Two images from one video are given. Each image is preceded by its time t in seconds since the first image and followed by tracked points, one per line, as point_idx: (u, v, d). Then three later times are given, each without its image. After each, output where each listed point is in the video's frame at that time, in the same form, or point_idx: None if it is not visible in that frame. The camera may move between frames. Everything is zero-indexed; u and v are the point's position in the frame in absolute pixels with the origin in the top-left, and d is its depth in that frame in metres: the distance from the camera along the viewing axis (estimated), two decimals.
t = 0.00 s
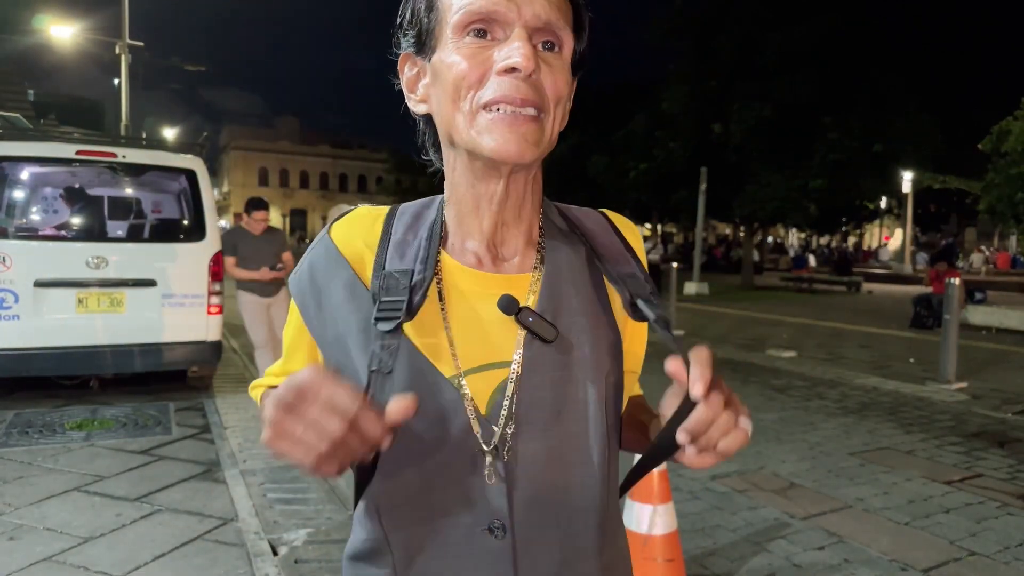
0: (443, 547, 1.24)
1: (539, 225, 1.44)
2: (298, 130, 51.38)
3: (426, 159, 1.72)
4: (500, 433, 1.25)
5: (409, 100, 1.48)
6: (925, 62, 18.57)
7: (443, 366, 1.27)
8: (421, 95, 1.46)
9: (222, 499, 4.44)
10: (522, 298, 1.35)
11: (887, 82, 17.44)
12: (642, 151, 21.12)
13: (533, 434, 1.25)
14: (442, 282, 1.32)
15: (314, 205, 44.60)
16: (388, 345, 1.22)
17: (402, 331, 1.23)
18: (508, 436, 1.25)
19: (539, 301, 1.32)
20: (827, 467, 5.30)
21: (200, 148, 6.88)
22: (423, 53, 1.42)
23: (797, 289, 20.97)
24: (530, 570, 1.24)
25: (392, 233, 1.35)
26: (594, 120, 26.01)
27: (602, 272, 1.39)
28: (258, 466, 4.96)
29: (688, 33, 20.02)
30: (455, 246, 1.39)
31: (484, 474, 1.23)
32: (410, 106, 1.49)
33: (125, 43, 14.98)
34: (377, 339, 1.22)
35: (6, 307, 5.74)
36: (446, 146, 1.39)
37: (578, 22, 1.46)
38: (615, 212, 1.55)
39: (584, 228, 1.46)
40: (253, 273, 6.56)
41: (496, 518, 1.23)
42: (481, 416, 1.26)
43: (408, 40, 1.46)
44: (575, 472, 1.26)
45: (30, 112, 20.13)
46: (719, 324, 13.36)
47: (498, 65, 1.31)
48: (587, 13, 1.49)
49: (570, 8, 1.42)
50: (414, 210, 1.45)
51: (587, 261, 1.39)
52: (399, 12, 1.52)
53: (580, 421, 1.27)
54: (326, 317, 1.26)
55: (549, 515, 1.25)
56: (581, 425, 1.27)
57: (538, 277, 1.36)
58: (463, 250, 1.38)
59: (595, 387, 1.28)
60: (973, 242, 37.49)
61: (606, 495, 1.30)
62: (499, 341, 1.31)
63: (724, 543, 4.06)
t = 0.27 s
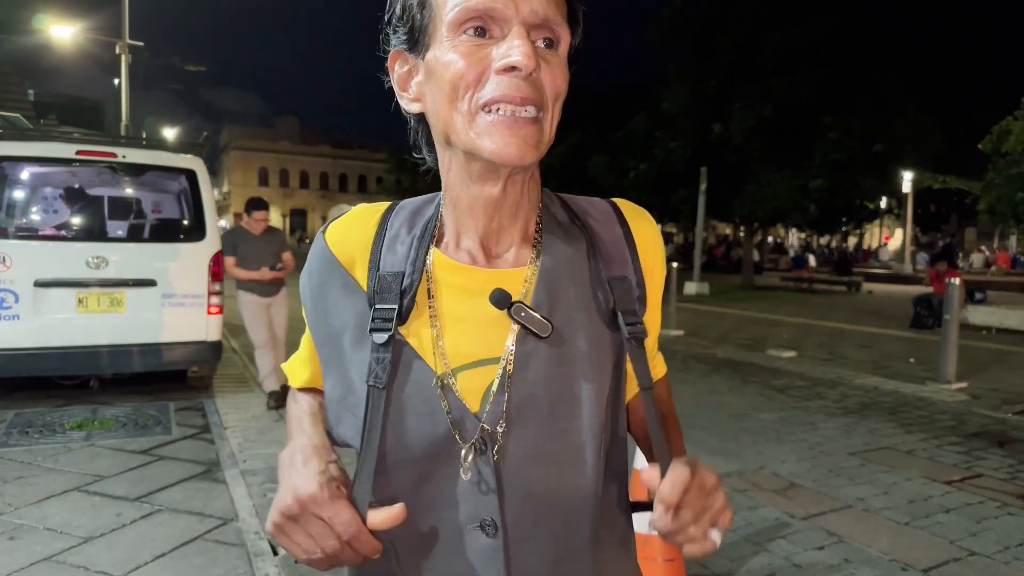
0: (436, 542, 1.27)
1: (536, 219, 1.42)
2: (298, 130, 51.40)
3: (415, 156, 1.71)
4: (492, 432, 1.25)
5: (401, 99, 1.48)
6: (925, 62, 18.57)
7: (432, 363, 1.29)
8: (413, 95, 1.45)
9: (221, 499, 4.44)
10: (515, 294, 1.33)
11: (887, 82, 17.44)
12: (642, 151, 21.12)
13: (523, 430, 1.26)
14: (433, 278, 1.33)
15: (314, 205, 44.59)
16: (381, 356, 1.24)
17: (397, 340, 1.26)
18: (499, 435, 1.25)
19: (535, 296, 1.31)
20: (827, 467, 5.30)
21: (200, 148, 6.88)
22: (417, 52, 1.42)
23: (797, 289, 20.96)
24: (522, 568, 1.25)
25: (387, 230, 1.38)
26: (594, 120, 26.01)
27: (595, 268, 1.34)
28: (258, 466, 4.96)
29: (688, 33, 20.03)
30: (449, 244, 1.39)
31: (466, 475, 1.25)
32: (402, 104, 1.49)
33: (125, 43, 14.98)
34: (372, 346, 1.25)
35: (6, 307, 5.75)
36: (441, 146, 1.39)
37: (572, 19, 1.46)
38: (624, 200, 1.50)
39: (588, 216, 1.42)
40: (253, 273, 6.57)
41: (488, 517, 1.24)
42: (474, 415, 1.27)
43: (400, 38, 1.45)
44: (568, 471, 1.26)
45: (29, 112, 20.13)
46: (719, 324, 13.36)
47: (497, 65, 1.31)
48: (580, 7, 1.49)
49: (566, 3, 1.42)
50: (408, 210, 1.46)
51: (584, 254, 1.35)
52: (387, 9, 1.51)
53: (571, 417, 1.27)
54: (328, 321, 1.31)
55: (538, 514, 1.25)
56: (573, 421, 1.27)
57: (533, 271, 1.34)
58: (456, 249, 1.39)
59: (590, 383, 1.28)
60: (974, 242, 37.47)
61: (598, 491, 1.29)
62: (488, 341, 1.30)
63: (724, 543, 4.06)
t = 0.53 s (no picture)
0: (441, 536, 1.30)
1: (543, 219, 1.41)
2: (298, 130, 51.38)
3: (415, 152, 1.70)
4: (499, 432, 1.25)
5: (407, 101, 1.47)
6: (925, 62, 18.55)
7: (434, 360, 1.29)
8: (419, 97, 1.45)
9: (222, 499, 4.44)
10: (523, 292, 1.33)
11: (887, 82, 17.43)
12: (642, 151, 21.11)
13: (529, 429, 1.25)
14: (440, 274, 1.34)
15: (314, 205, 44.58)
16: (386, 344, 1.24)
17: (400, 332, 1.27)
18: (506, 435, 1.25)
19: (542, 294, 1.30)
20: (827, 467, 5.30)
21: (200, 148, 6.88)
22: (426, 55, 1.41)
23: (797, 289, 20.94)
24: (526, 568, 1.25)
25: (392, 224, 1.40)
26: (594, 120, 26.00)
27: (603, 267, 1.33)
28: (258, 466, 4.96)
29: (688, 33, 20.03)
30: (455, 245, 1.39)
31: (472, 471, 1.25)
32: (407, 105, 1.48)
33: (126, 43, 14.98)
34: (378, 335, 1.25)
35: (6, 307, 5.75)
36: (449, 151, 1.39)
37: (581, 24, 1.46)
38: (631, 197, 1.49)
39: (594, 214, 1.42)
40: (252, 273, 6.56)
41: (494, 516, 1.25)
42: (480, 413, 1.27)
43: (407, 37, 1.44)
44: (574, 474, 1.26)
45: (29, 111, 20.12)
46: (719, 324, 13.35)
47: (510, 77, 1.31)
48: (589, 10, 1.48)
49: (577, 10, 1.41)
50: (410, 207, 1.46)
51: (592, 255, 1.34)
52: (394, 6, 1.50)
53: (578, 417, 1.26)
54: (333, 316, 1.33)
55: (545, 514, 1.25)
56: (581, 422, 1.26)
57: (540, 271, 1.33)
58: (463, 248, 1.39)
59: (598, 383, 1.27)
60: (974, 242, 37.45)
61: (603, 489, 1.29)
62: (493, 337, 1.29)
63: (724, 543, 4.05)
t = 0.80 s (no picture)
0: (449, 534, 1.28)
1: (553, 219, 1.42)
2: (298, 130, 51.39)
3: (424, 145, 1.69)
4: (512, 432, 1.24)
5: (421, 97, 1.45)
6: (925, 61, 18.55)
7: (444, 360, 1.28)
8: (434, 95, 1.42)
9: (222, 498, 4.44)
10: (534, 291, 1.32)
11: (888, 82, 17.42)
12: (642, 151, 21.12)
13: (541, 430, 1.25)
14: (449, 271, 1.33)
15: (314, 205, 44.60)
16: (389, 344, 1.24)
17: (405, 329, 1.26)
18: (517, 437, 1.24)
19: (554, 294, 1.29)
20: (827, 467, 5.30)
21: (200, 148, 6.88)
22: (444, 53, 1.38)
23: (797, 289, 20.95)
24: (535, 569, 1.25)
25: (399, 222, 1.39)
26: (594, 120, 26.00)
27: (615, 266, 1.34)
28: (258, 466, 4.95)
29: (688, 33, 20.03)
30: (465, 245, 1.38)
31: (483, 472, 1.24)
32: (421, 101, 1.45)
33: (126, 43, 14.98)
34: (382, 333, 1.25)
35: (6, 307, 5.75)
36: (463, 152, 1.37)
37: (601, 29, 1.44)
38: (639, 199, 1.50)
39: (602, 213, 1.44)
40: (253, 272, 6.56)
41: (503, 516, 1.24)
42: (490, 415, 1.26)
43: (425, 34, 1.41)
44: (584, 475, 1.26)
45: (29, 112, 20.12)
46: (719, 324, 13.34)
47: (530, 83, 1.29)
48: (608, 16, 1.46)
49: (597, 17, 1.39)
50: (420, 205, 1.46)
51: (604, 258, 1.35)
52: None
53: (589, 417, 1.26)
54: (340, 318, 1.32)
55: (555, 515, 1.25)
56: (591, 422, 1.26)
57: (552, 271, 1.32)
58: (475, 247, 1.38)
59: (608, 384, 1.27)
60: (974, 242, 37.44)
61: (611, 491, 1.29)
62: (503, 337, 1.29)
63: (723, 542, 4.06)
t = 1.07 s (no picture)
0: (452, 544, 1.29)
1: (554, 224, 1.42)
2: (298, 130, 51.40)
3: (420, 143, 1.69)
4: (513, 441, 1.24)
5: (422, 97, 1.43)
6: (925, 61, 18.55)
7: (446, 370, 1.27)
8: (437, 94, 1.40)
9: (222, 498, 4.44)
10: (534, 300, 1.33)
11: (887, 82, 17.43)
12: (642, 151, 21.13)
13: (542, 439, 1.25)
14: (449, 281, 1.33)
15: (314, 205, 44.62)
16: (392, 358, 1.24)
17: (409, 341, 1.26)
18: (518, 445, 1.24)
19: (554, 303, 1.29)
20: (827, 467, 5.30)
21: (200, 148, 6.88)
22: (451, 53, 1.36)
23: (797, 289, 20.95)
24: None
25: (396, 231, 1.37)
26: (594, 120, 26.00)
27: (616, 274, 1.34)
28: (258, 466, 4.95)
29: (688, 33, 20.05)
30: (464, 251, 1.38)
31: (486, 482, 1.24)
32: (421, 100, 1.44)
33: (126, 43, 14.98)
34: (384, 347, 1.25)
35: (6, 306, 5.75)
36: (466, 156, 1.36)
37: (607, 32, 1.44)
38: (637, 204, 1.49)
39: (600, 216, 1.44)
40: (253, 272, 6.56)
41: (504, 526, 1.25)
42: (492, 423, 1.25)
43: (431, 31, 1.39)
44: (584, 486, 1.27)
45: (29, 112, 20.15)
46: (719, 324, 13.34)
47: (540, 89, 1.28)
48: (613, 20, 1.46)
49: (605, 21, 1.39)
50: (415, 211, 1.45)
51: (604, 265, 1.34)
52: None
53: (589, 426, 1.27)
54: (340, 331, 1.30)
55: (556, 525, 1.26)
56: (592, 431, 1.27)
57: (552, 278, 1.33)
58: (473, 254, 1.38)
59: (607, 393, 1.27)
60: (974, 242, 37.43)
61: (613, 500, 1.30)
62: (500, 346, 1.29)
63: (724, 542, 4.06)
